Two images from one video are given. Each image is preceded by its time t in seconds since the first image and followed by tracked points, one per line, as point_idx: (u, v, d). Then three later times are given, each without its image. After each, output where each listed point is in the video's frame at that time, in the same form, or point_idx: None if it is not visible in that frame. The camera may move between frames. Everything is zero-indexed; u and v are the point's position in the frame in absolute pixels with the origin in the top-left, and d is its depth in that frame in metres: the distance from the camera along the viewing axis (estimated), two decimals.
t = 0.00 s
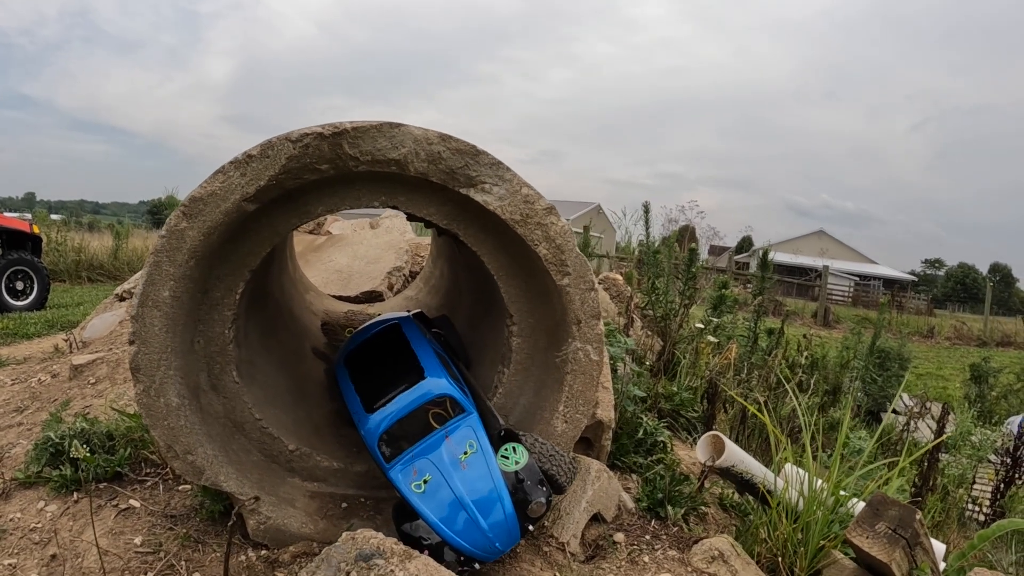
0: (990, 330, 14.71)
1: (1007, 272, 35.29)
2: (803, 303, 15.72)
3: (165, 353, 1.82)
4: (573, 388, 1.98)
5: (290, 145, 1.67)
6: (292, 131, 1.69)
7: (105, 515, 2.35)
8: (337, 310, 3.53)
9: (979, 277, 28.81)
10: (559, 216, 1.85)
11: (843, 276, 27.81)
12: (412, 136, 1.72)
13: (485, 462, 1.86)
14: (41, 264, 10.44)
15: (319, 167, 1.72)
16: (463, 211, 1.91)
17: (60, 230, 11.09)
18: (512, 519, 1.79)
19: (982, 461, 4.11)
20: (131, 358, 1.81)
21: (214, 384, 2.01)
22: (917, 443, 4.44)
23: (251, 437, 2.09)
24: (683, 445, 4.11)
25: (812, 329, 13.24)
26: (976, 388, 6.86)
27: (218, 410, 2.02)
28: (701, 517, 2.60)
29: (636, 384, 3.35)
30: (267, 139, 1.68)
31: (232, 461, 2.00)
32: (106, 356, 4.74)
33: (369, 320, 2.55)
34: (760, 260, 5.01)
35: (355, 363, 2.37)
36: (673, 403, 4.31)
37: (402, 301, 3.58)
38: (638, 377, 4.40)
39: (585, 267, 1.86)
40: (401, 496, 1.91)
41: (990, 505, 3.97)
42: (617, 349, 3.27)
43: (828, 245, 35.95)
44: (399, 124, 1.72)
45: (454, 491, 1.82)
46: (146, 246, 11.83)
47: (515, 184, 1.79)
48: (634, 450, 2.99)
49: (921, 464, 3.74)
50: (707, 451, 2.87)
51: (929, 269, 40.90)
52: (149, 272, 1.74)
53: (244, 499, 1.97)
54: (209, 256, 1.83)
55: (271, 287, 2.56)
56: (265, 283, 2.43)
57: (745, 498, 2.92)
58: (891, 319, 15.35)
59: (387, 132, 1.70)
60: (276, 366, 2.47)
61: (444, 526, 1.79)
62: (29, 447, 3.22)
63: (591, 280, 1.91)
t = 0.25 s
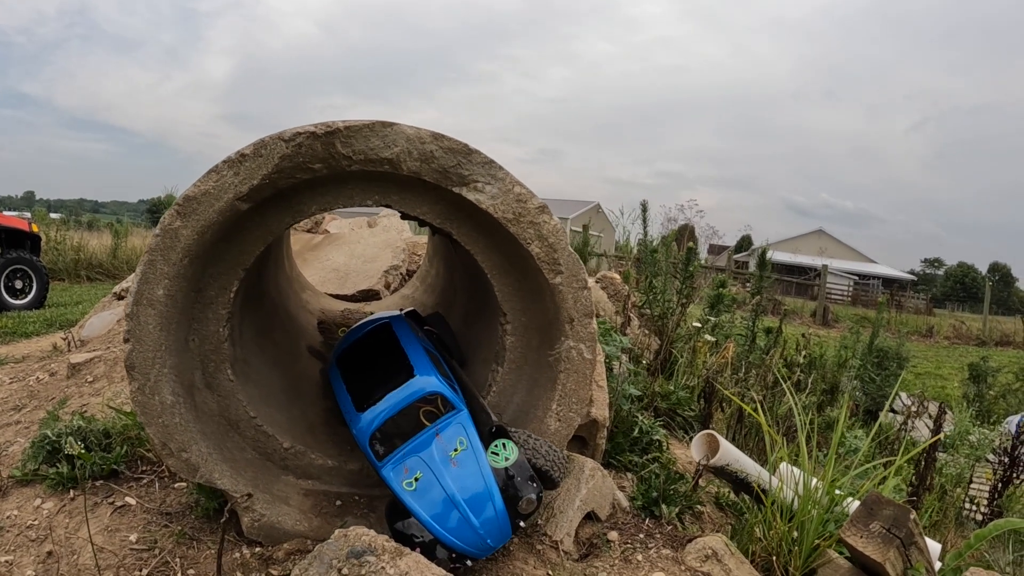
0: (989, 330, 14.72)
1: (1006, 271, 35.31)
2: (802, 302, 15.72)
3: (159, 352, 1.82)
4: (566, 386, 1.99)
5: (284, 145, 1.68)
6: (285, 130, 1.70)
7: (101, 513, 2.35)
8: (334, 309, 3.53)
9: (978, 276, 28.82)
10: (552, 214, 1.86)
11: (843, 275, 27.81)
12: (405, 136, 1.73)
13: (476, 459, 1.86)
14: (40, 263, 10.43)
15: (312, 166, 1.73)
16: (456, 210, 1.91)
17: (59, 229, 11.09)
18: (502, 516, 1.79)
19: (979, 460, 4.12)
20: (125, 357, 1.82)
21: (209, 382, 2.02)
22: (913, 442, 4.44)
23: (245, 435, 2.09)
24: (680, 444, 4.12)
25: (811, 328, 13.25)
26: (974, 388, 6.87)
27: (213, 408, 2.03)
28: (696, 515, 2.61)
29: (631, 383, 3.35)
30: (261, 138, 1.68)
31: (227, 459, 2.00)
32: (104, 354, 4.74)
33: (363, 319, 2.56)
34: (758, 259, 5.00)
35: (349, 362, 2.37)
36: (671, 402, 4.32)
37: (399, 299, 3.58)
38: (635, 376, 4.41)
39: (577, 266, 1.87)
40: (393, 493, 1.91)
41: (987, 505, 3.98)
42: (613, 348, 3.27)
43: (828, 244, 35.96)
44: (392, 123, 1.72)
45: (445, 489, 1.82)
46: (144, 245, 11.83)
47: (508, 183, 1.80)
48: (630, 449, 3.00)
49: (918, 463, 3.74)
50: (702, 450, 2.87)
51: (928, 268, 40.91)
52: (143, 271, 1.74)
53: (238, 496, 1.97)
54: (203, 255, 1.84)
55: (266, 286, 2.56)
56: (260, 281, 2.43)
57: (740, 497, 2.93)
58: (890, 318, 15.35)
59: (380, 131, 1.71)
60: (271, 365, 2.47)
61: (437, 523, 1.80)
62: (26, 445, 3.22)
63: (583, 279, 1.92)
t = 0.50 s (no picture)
0: (987, 328, 14.75)
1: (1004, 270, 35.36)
2: (801, 301, 15.73)
3: (162, 353, 1.83)
4: (567, 386, 2.00)
5: (286, 146, 1.69)
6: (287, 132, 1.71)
7: (104, 513, 2.36)
8: (335, 309, 3.54)
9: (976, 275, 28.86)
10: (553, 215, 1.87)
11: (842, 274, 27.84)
12: (406, 137, 1.74)
13: (477, 458, 1.88)
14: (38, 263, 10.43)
15: (314, 167, 1.74)
16: (457, 211, 1.92)
17: (57, 229, 11.07)
18: (505, 514, 1.81)
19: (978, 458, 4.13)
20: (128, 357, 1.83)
21: (210, 383, 2.03)
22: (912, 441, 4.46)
23: (247, 435, 2.11)
24: (680, 443, 4.13)
25: (810, 326, 13.26)
26: (972, 386, 6.90)
27: (214, 409, 2.04)
28: (696, 514, 2.62)
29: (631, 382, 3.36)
30: (264, 140, 1.69)
31: (229, 459, 2.01)
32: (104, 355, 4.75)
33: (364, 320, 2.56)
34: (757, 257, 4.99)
35: (350, 363, 2.38)
36: (670, 400, 4.33)
37: (399, 299, 3.59)
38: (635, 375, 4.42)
39: (578, 266, 1.88)
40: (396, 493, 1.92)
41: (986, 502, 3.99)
42: (613, 347, 3.28)
43: (826, 243, 35.99)
44: (394, 125, 1.73)
45: (447, 488, 1.83)
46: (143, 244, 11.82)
47: (509, 184, 1.81)
48: (629, 448, 3.01)
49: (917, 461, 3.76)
50: (702, 448, 2.88)
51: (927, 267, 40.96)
52: (146, 272, 1.75)
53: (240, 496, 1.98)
54: (205, 256, 1.85)
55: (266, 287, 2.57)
56: (260, 282, 2.44)
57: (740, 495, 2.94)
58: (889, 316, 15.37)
59: (382, 133, 1.72)
60: (271, 365, 2.48)
61: (440, 523, 1.81)
62: (27, 446, 3.23)
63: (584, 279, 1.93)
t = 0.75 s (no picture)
0: (986, 326, 14.77)
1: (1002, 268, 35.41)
2: (800, 299, 15.75)
3: (165, 348, 1.83)
4: (568, 380, 2.01)
5: (289, 142, 1.69)
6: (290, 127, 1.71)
7: (105, 510, 2.37)
8: (335, 306, 3.54)
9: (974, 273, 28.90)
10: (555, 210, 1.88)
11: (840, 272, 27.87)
12: (409, 132, 1.74)
13: (508, 456, 1.89)
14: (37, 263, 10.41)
15: (316, 162, 1.74)
16: (460, 206, 1.93)
17: (55, 229, 11.06)
18: (536, 511, 1.81)
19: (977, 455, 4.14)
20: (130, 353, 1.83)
21: (212, 378, 2.03)
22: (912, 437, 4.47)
23: (249, 431, 2.11)
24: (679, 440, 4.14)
25: (809, 324, 13.27)
26: (971, 383, 6.91)
27: (217, 405, 2.04)
28: (697, 509, 2.63)
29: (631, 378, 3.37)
30: (267, 135, 1.69)
31: (231, 455, 2.01)
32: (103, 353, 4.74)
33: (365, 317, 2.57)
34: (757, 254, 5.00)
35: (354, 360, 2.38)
36: (670, 397, 4.34)
37: (399, 296, 3.59)
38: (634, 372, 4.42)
39: (580, 261, 1.89)
40: (421, 494, 1.90)
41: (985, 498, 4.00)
42: (613, 344, 3.28)
43: (825, 241, 36.02)
44: (397, 120, 1.74)
45: (478, 485, 1.84)
46: (141, 244, 11.81)
47: (511, 179, 1.82)
48: (630, 444, 3.02)
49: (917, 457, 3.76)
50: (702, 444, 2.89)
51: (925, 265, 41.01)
52: (149, 267, 1.75)
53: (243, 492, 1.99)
54: (208, 251, 1.85)
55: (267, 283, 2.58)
56: (262, 279, 2.45)
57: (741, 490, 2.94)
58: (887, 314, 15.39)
59: (385, 128, 1.72)
60: (272, 361, 2.49)
61: (470, 520, 1.80)
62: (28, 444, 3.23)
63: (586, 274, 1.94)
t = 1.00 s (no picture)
0: (983, 325, 14.79)
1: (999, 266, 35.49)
2: (798, 297, 15.76)
3: (166, 349, 1.83)
4: (569, 380, 2.01)
5: (290, 143, 1.69)
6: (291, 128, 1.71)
7: (106, 511, 2.36)
8: (334, 306, 3.54)
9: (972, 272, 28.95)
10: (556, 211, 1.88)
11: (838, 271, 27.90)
12: (410, 133, 1.74)
13: (518, 457, 1.90)
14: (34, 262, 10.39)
15: (318, 163, 1.74)
16: (461, 206, 1.93)
17: (53, 228, 11.04)
18: (547, 511, 1.82)
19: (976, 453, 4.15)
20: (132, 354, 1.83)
21: (214, 379, 2.03)
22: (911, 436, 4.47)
23: (250, 431, 2.11)
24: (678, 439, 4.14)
25: (807, 323, 13.28)
26: (969, 382, 6.91)
27: (218, 405, 2.04)
28: (697, 508, 2.63)
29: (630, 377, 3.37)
30: (268, 136, 1.70)
31: (233, 456, 2.02)
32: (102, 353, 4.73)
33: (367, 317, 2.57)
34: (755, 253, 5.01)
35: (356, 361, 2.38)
36: (669, 396, 4.34)
37: (399, 296, 3.59)
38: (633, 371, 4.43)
39: (581, 261, 1.89)
40: (431, 496, 1.90)
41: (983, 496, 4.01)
42: (612, 343, 3.28)
43: (823, 240, 36.06)
44: (398, 121, 1.74)
45: (490, 486, 1.84)
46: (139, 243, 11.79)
47: (512, 180, 1.82)
48: (630, 443, 3.02)
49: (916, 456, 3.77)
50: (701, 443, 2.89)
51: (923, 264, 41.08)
52: (150, 268, 1.75)
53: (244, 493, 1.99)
54: (210, 252, 1.85)
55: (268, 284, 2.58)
56: (263, 279, 2.44)
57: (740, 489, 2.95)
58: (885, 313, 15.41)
59: (386, 129, 1.73)
60: (273, 362, 2.49)
61: (483, 521, 1.80)
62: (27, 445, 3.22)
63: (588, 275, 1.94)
